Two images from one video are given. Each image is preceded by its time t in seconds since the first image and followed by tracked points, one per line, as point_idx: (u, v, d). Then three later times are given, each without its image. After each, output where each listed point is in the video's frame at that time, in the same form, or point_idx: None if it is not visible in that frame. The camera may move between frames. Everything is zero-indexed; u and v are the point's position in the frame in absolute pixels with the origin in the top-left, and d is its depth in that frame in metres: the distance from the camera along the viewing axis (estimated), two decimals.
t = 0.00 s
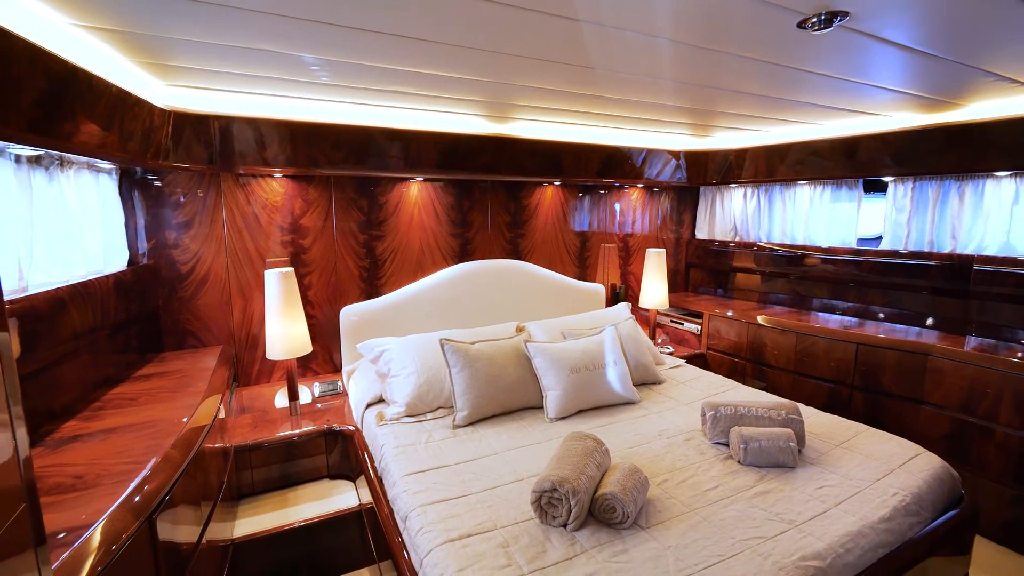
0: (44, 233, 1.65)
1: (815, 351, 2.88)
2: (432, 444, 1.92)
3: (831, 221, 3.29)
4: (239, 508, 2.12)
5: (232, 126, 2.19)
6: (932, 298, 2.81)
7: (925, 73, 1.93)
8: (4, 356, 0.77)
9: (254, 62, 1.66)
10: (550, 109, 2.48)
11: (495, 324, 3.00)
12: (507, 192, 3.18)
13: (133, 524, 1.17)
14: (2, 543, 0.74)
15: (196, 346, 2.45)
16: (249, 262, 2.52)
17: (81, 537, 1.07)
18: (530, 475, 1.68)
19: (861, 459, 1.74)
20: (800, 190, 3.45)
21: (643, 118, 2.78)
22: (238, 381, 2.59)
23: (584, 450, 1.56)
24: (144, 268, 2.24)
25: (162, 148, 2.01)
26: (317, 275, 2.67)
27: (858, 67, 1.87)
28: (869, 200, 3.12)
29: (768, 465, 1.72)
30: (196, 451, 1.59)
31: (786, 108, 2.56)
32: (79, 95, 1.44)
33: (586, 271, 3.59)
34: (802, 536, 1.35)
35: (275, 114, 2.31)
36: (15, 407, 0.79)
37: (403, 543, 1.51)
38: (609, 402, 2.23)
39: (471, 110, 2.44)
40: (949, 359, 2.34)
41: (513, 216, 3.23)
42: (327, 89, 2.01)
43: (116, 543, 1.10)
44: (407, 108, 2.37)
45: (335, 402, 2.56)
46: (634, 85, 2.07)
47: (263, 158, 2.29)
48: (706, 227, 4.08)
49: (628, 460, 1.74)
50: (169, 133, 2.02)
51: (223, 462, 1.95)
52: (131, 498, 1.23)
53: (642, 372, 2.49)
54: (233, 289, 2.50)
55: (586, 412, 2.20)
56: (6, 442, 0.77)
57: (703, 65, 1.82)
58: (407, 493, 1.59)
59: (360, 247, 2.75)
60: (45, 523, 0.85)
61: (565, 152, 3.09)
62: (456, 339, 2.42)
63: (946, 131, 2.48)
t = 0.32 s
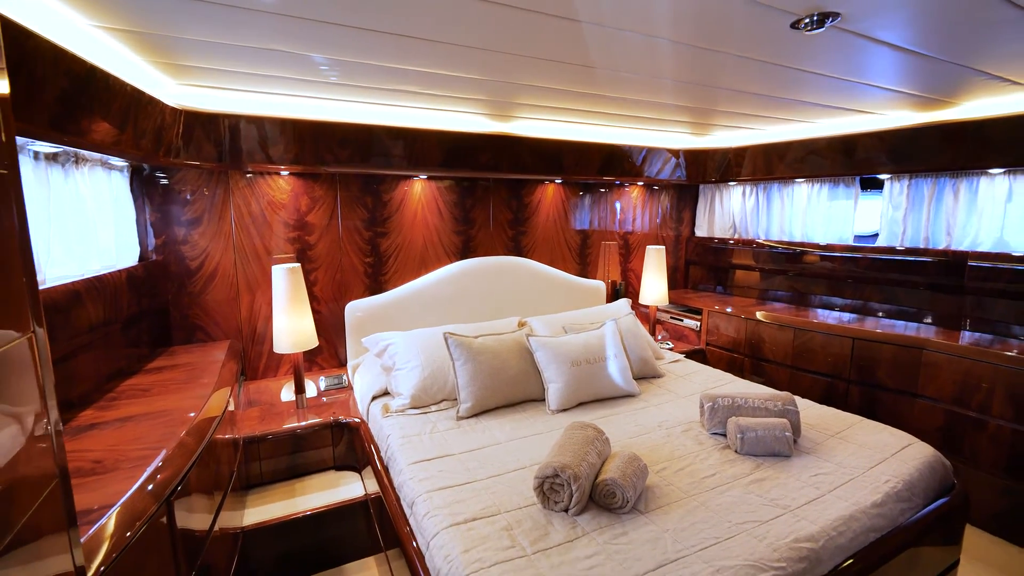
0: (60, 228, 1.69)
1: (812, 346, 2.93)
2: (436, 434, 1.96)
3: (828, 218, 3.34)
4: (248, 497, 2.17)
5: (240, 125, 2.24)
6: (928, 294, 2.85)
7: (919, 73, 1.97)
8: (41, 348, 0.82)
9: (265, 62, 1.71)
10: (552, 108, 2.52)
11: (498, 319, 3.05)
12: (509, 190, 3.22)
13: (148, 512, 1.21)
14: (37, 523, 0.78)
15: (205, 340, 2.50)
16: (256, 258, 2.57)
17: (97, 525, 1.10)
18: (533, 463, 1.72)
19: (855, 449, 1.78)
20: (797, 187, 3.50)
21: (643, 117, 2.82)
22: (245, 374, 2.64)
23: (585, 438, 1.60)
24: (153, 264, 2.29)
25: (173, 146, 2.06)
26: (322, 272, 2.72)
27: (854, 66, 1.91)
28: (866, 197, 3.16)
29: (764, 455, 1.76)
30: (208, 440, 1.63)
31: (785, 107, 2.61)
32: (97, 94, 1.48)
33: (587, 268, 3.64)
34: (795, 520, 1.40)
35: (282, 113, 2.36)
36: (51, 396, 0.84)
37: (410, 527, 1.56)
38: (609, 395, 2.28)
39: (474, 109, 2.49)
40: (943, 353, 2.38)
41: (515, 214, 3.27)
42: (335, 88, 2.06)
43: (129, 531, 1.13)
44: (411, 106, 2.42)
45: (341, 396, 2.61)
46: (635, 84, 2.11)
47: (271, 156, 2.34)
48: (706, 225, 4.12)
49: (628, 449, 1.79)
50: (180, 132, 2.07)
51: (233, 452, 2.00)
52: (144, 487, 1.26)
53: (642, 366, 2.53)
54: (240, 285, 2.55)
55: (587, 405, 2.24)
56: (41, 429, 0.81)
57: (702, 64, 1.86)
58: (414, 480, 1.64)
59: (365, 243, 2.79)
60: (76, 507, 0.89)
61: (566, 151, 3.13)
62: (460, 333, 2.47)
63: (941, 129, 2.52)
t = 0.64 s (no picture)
0: (73, 223, 1.73)
1: (810, 341, 2.97)
2: (441, 425, 2.01)
3: (827, 215, 3.38)
4: (256, 488, 2.22)
5: (247, 124, 2.28)
6: (925, 289, 2.89)
7: (913, 72, 2.01)
8: (70, 341, 0.85)
9: (273, 61, 1.75)
10: (553, 107, 2.56)
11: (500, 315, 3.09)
12: (511, 187, 3.26)
13: (157, 504, 1.22)
14: (66, 505, 0.82)
15: (212, 335, 2.54)
16: (262, 254, 2.61)
17: (110, 512, 1.12)
18: (535, 453, 1.76)
19: (850, 439, 1.82)
20: (796, 185, 3.54)
21: (644, 115, 2.86)
22: (252, 369, 2.68)
23: (586, 428, 1.64)
24: (162, 260, 2.33)
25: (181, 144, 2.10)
26: (327, 268, 2.76)
27: (850, 65, 1.94)
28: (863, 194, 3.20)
29: (762, 445, 1.80)
30: (218, 430, 1.67)
31: (784, 105, 2.64)
32: (111, 93, 1.53)
33: (588, 265, 3.67)
34: (791, 506, 1.44)
35: (288, 111, 2.40)
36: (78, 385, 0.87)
37: (415, 514, 1.60)
38: (610, 388, 2.32)
39: (476, 107, 2.53)
40: (939, 347, 2.42)
41: (517, 211, 3.31)
42: (341, 87, 2.10)
43: (142, 519, 1.16)
44: (415, 105, 2.46)
45: (346, 390, 2.65)
46: (636, 82, 2.14)
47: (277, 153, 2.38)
48: (705, 222, 4.16)
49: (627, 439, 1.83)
50: (189, 130, 2.12)
51: (241, 444, 2.04)
52: (156, 477, 1.28)
53: (642, 360, 2.57)
54: (247, 281, 2.60)
55: (588, 397, 2.29)
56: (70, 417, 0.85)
57: (701, 63, 1.90)
58: (419, 469, 1.68)
59: (369, 240, 2.84)
60: (101, 491, 0.93)
61: (567, 149, 3.17)
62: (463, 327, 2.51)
63: (938, 126, 2.55)
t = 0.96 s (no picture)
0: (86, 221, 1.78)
1: (809, 336, 3.00)
2: (445, 418, 2.05)
3: (826, 212, 3.41)
4: (263, 480, 2.26)
5: (254, 123, 2.32)
6: (923, 286, 2.92)
7: (910, 70, 2.04)
8: (94, 338, 0.89)
9: (281, 61, 1.79)
10: (555, 105, 2.60)
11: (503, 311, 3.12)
12: (513, 186, 3.30)
13: (168, 493, 1.25)
14: (95, 494, 0.87)
15: (220, 331, 2.59)
16: (269, 251, 2.65)
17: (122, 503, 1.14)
18: (537, 444, 1.80)
19: (847, 431, 1.86)
20: (796, 182, 3.57)
21: (645, 113, 2.89)
22: (258, 364, 2.72)
23: (588, 420, 1.68)
24: (170, 257, 2.37)
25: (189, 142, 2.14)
26: (332, 265, 2.80)
27: (846, 64, 1.98)
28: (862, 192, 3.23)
29: (761, 437, 1.84)
30: (228, 422, 1.71)
31: (782, 103, 2.67)
32: (125, 93, 1.57)
33: (589, 262, 3.71)
34: (788, 495, 1.47)
35: (294, 111, 2.44)
36: (102, 380, 0.91)
37: (421, 503, 1.64)
38: (611, 382, 2.35)
39: (479, 106, 2.57)
40: (936, 342, 2.45)
41: (518, 209, 3.34)
42: (346, 87, 2.14)
43: (153, 510, 1.18)
44: (417, 104, 2.50)
45: (350, 385, 2.69)
46: (637, 81, 2.18)
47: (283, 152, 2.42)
48: (706, 220, 4.19)
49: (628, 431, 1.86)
50: (198, 129, 2.16)
51: (249, 437, 2.07)
52: (167, 468, 1.31)
53: (643, 355, 2.60)
54: (253, 277, 2.64)
55: (589, 391, 2.32)
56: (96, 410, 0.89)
57: (700, 63, 1.94)
58: (425, 459, 1.72)
59: (374, 238, 2.88)
60: (122, 474, 0.97)
61: (569, 148, 3.20)
62: (466, 323, 2.55)
63: (934, 124, 2.58)
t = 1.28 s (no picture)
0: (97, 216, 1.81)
1: (809, 332, 3.02)
2: (448, 411, 2.08)
3: (825, 208, 3.43)
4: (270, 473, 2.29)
5: (259, 121, 2.35)
6: (922, 281, 2.94)
7: (908, 67, 2.06)
8: (113, 332, 0.92)
9: (287, 59, 1.83)
10: (556, 102, 2.62)
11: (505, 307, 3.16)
12: (514, 183, 3.33)
13: (178, 484, 1.26)
14: (116, 483, 0.90)
15: (225, 326, 2.62)
16: (273, 247, 2.69)
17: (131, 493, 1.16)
18: (540, 435, 1.83)
19: (844, 422, 1.89)
20: (795, 179, 3.59)
21: (646, 111, 2.91)
22: (263, 359, 2.76)
23: (590, 411, 1.71)
24: (176, 253, 2.40)
25: (197, 140, 2.17)
26: (336, 261, 2.83)
27: (846, 60, 2.00)
28: (861, 188, 3.26)
29: (759, 428, 1.87)
30: (236, 414, 1.74)
31: (783, 100, 2.69)
32: (135, 90, 1.60)
33: (590, 259, 3.74)
34: (786, 483, 1.50)
35: (299, 108, 2.47)
36: (121, 373, 0.95)
37: (425, 492, 1.67)
38: (612, 376, 2.38)
39: (481, 103, 2.59)
40: (934, 336, 2.47)
41: (520, 206, 3.37)
42: (350, 85, 2.17)
43: (161, 500, 1.19)
44: (418, 101, 2.52)
45: (354, 379, 2.72)
46: (637, 78, 2.20)
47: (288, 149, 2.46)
48: (706, 217, 4.21)
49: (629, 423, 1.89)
50: (204, 126, 2.19)
51: (256, 429, 2.11)
52: (175, 460, 1.32)
53: (643, 349, 2.63)
54: (259, 273, 2.67)
55: (590, 385, 2.35)
56: (115, 402, 0.92)
57: (699, 60, 1.96)
58: (429, 449, 1.76)
59: (377, 234, 2.91)
60: (137, 460, 0.99)
61: (570, 145, 3.23)
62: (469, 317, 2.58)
63: (933, 121, 2.61)
